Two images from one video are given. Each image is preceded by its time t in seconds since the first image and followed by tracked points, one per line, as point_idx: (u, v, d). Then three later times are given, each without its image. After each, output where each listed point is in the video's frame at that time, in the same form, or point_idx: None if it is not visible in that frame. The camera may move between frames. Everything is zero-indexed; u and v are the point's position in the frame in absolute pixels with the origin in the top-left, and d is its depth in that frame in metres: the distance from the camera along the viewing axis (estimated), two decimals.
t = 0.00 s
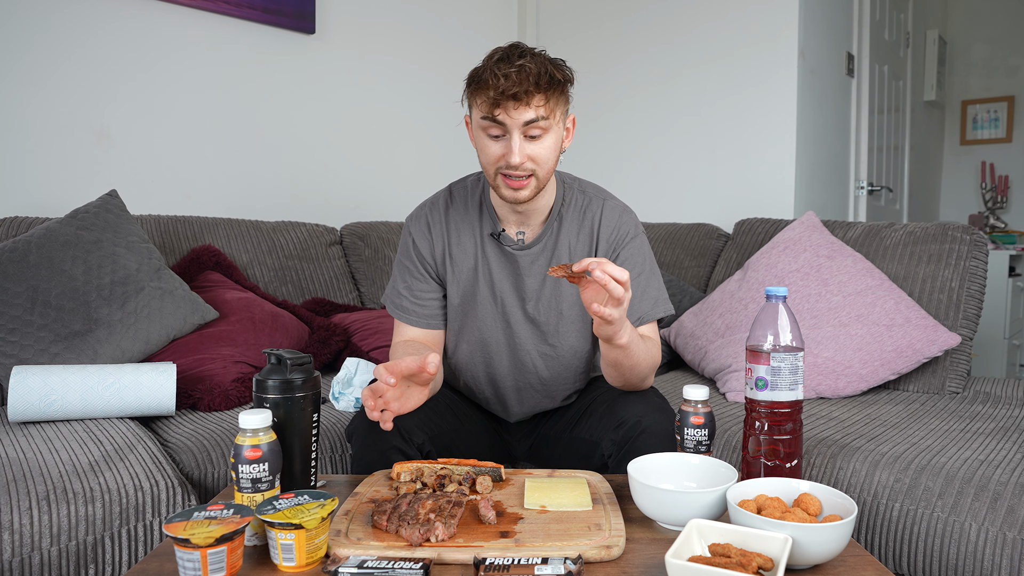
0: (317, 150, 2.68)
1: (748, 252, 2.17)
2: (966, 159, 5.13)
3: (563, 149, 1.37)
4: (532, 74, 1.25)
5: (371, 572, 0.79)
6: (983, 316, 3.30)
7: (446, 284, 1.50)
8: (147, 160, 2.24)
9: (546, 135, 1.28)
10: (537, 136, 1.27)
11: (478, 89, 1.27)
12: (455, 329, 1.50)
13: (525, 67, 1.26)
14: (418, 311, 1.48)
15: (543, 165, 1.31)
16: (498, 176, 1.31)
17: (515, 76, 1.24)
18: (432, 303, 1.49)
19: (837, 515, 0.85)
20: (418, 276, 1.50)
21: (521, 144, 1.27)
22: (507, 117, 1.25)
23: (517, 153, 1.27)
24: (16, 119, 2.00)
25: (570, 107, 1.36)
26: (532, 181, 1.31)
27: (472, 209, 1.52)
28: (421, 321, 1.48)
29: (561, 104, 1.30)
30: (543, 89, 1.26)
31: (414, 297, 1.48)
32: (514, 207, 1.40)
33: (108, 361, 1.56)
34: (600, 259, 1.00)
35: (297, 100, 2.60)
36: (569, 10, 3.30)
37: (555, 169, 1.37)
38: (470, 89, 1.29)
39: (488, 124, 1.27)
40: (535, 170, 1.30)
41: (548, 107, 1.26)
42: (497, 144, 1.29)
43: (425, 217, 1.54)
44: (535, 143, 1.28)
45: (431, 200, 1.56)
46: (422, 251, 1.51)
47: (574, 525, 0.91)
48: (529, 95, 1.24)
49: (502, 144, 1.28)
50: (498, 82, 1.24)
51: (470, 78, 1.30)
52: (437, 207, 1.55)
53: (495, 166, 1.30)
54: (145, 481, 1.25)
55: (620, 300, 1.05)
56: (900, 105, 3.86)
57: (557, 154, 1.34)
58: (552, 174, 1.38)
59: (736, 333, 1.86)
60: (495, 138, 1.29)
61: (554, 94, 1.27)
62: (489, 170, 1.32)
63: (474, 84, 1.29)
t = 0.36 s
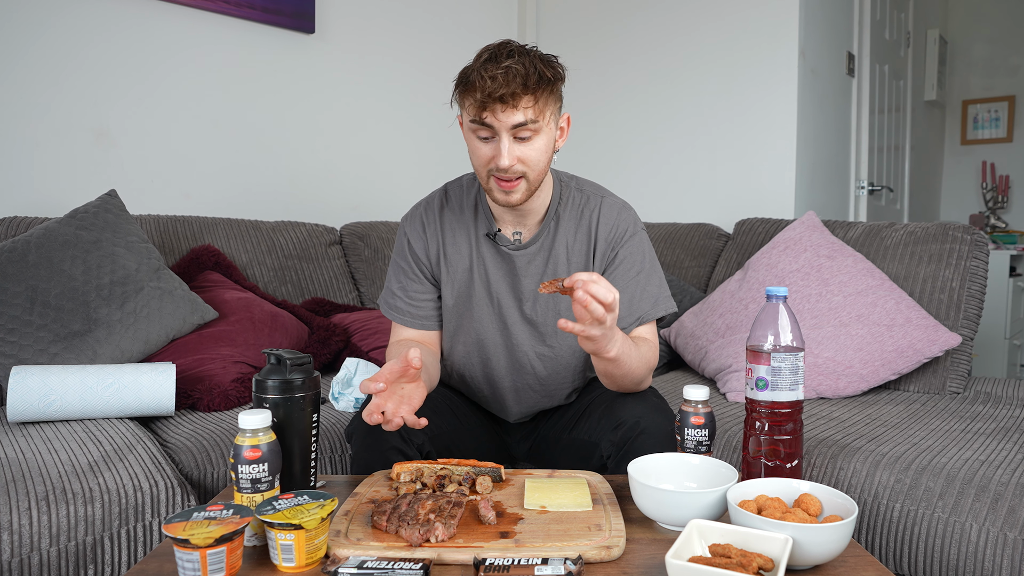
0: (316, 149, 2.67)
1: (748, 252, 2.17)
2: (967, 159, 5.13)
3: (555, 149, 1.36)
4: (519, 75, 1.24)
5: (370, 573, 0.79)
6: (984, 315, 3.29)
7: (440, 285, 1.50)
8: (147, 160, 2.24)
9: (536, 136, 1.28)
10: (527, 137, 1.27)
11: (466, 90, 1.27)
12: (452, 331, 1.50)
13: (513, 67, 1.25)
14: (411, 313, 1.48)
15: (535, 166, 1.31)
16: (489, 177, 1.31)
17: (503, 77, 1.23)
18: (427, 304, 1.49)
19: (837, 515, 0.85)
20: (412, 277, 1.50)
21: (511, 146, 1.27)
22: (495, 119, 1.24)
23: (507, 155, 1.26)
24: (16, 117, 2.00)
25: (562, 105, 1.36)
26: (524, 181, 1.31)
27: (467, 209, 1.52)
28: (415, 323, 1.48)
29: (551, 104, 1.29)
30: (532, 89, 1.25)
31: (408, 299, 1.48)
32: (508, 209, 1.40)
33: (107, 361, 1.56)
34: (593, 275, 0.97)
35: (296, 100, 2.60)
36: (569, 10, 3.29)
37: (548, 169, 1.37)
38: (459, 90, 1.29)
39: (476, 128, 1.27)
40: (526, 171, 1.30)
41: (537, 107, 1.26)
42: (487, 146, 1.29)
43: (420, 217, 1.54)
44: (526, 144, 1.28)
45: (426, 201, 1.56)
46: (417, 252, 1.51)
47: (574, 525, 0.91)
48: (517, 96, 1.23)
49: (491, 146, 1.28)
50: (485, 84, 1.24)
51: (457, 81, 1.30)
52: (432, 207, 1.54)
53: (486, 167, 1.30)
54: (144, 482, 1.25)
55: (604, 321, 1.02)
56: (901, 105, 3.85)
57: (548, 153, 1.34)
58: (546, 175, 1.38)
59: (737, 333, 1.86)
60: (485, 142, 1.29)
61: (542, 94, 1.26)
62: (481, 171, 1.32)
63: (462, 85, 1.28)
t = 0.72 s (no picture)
0: (316, 149, 2.67)
1: (749, 252, 2.17)
2: (968, 159, 5.13)
3: (558, 142, 1.36)
4: (522, 63, 1.24)
5: (370, 574, 0.79)
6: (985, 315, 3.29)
7: (438, 282, 1.50)
8: (147, 160, 2.24)
9: (539, 126, 1.27)
10: (530, 127, 1.27)
11: (468, 79, 1.27)
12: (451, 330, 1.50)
13: (516, 56, 1.25)
14: (408, 311, 1.48)
15: (537, 157, 1.30)
16: (491, 168, 1.31)
17: (506, 66, 1.23)
18: (424, 305, 1.50)
19: (838, 516, 0.84)
20: (409, 275, 1.50)
21: (514, 136, 1.26)
22: (498, 108, 1.24)
23: (510, 145, 1.26)
24: (16, 118, 2.00)
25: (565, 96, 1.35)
26: (527, 172, 1.30)
27: (466, 206, 1.51)
28: (413, 321, 1.49)
29: (554, 94, 1.29)
30: (534, 78, 1.25)
31: (405, 297, 1.48)
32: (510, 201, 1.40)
33: (107, 361, 1.56)
34: (594, 294, 1.00)
35: (296, 100, 2.60)
36: (570, 9, 3.29)
37: (551, 160, 1.37)
38: (461, 80, 1.29)
39: (479, 118, 1.27)
40: (529, 162, 1.30)
41: (540, 97, 1.26)
42: (490, 136, 1.29)
43: (418, 215, 1.54)
44: (528, 134, 1.28)
45: (424, 198, 1.56)
46: (415, 249, 1.51)
47: (574, 525, 0.90)
48: (520, 85, 1.23)
49: (494, 136, 1.28)
50: (488, 73, 1.23)
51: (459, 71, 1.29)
52: (430, 205, 1.54)
53: (489, 158, 1.30)
54: (143, 482, 1.25)
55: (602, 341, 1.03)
56: (902, 104, 3.85)
57: (551, 145, 1.33)
58: (548, 168, 1.38)
59: (737, 333, 1.85)
60: (488, 132, 1.29)
61: (546, 83, 1.26)
62: (483, 162, 1.32)
63: (464, 75, 1.28)
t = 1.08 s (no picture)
0: (316, 149, 2.67)
1: (749, 252, 2.16)
2: (968, 159, 5.12)
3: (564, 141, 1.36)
4: (530, 61, 1.23)
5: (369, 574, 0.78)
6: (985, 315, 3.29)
7: (438, 285, 1.50)
8: (147, 159, 2.23)
9: (547, 125, 1.27)
10: (537, 126, 1.26)
11: (474, 78, 1.25)
12: (451, 333, 1.50)
13: (524, 53, 1.24)
14: (406, 314, 1.48)
15: (545, 156, 1.30)
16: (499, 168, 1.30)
17: (514, 63, 1.22)
18: (423, 308, 1.49)
19: (838, 516, 0.84)
20: (407, 278, 1.49)
21: (522, 134, 1.26)
22: (506, 106, 1.23)
23: (518, 144, 1.25)
24: (15, 117, 2.00)
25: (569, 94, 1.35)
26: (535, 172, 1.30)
27: (466, 208, 1.51)
28: (411, 325, 1.48)
29: (560, 93, 1.29)
30: (543, 75, 1.24)
31: (403, 300, 1.48)
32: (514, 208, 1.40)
33: (106, 361, 1.56)
34: (591, 294, 1.01)
35: (296, 100, 2.60)
36: (570, 9, 3.29)
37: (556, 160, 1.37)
38: (466, 78, 1.28)
39: (486, 116, 1.26)
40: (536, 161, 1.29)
41: (548, 95, 1.25)
42: (496, 136, 1.28)
43: (417, 217, 1.53)
44: (536, 133, 1.27)
45: (424, 200, 1.55)
46: (414, 252, 1.50)
47: (574, 526, 0.90)
48: (529, 82, 1.22)
49: (501, 135, 1.27)
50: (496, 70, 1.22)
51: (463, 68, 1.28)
52: (429, 207, 1.54)
53: (496, 157, 1.29)
54: (142, 483, 1.25)
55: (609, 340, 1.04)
56: (902, 104, 3.84)
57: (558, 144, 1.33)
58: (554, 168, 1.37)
59: (737, 333, 1.85)
60: (494, 131, 1.27)
61: (553, 81, 1.26)
62: (489, 162, 1.31)
63: (469, 73, 1.27)
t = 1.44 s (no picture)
0: (315, 149, 2.67)
1: (750, 252, 2.16)
2: (969, 159, 5.12)
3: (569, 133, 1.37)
4: (545, 41, 1.27)
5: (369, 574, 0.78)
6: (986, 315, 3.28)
7: (437, 285, 1.49)
8: (146, 159, 2.23)
9: (555, 105, 1.28)
10: (546, 104, 1.28)
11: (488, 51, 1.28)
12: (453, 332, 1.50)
13: (540, 33, 1.28)
14: (404, 315, 1.47)
15: (551, 137, 1.30)
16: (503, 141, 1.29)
17: (530, 38, 1.25)
18: (421, 309, 1.49)
19: (839, 516, 0.84)
20: (405, 279, 1.49)
21: (530, 109, 1.27)
22: (518, 77, 1.25)
23: (527, 117, 1.26)
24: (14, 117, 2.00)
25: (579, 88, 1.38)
26: (539, 151, 1.30)
27: (466, 207, 1.51)
28: (410, 326, 1.48)
29: (572, 80, 1.32)
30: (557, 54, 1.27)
31: (400, 301, 1.48)
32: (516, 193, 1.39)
33: (105, 361, 1.56)
34: (589, 305, 1.01)
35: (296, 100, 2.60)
36: (570, 8, 3.29)
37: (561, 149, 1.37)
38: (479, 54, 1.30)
39: (497, 89, 1.28)
40: (541, 140, 1.29)
41: (560, 76, 1.27)
42: (504, 111, 1.28)
43: (416, 218, 1.53)
44: (545, 111, 1.28)
45: (423, 200, 1.55)
46: (413, 252, 1.50)
47: (574, 526, 0.90)
48: (543, 57, 1.25)
49: (509, 109, 1.28)
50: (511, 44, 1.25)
51: (479, 46, 1.31)
52: (428, 208, 1.53)
53: (502, 130, 1.29)
54: (142, 483, 1.24)
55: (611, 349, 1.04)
56: (903, 103, 3.84)
57: (564, 131, 1.34)
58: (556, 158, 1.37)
59: (737, 333, 1.85)
60: (503, 105, 1.28)
61: (566, 64, 1.29)
62: (494, 137, 1.30)
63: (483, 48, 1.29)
